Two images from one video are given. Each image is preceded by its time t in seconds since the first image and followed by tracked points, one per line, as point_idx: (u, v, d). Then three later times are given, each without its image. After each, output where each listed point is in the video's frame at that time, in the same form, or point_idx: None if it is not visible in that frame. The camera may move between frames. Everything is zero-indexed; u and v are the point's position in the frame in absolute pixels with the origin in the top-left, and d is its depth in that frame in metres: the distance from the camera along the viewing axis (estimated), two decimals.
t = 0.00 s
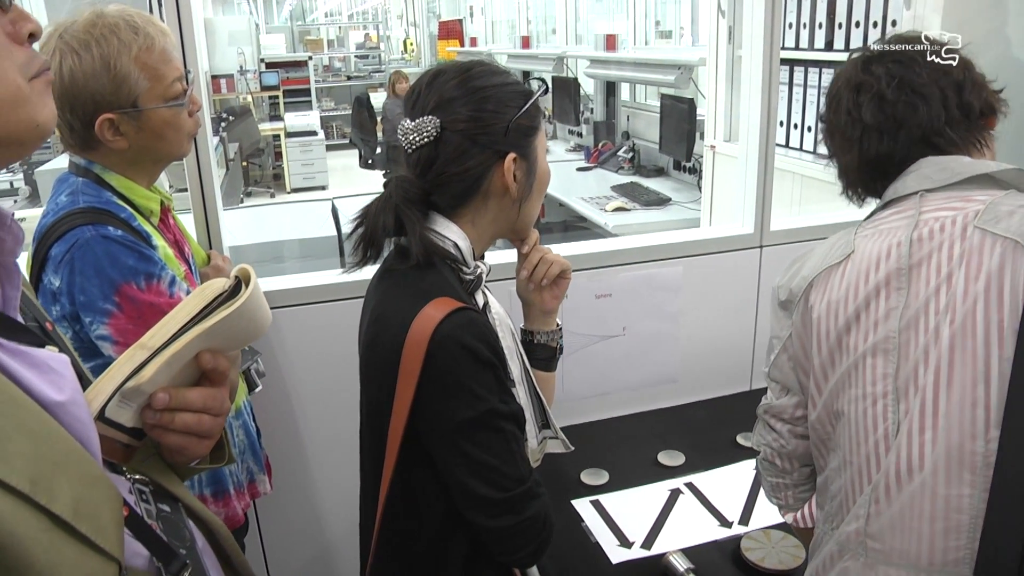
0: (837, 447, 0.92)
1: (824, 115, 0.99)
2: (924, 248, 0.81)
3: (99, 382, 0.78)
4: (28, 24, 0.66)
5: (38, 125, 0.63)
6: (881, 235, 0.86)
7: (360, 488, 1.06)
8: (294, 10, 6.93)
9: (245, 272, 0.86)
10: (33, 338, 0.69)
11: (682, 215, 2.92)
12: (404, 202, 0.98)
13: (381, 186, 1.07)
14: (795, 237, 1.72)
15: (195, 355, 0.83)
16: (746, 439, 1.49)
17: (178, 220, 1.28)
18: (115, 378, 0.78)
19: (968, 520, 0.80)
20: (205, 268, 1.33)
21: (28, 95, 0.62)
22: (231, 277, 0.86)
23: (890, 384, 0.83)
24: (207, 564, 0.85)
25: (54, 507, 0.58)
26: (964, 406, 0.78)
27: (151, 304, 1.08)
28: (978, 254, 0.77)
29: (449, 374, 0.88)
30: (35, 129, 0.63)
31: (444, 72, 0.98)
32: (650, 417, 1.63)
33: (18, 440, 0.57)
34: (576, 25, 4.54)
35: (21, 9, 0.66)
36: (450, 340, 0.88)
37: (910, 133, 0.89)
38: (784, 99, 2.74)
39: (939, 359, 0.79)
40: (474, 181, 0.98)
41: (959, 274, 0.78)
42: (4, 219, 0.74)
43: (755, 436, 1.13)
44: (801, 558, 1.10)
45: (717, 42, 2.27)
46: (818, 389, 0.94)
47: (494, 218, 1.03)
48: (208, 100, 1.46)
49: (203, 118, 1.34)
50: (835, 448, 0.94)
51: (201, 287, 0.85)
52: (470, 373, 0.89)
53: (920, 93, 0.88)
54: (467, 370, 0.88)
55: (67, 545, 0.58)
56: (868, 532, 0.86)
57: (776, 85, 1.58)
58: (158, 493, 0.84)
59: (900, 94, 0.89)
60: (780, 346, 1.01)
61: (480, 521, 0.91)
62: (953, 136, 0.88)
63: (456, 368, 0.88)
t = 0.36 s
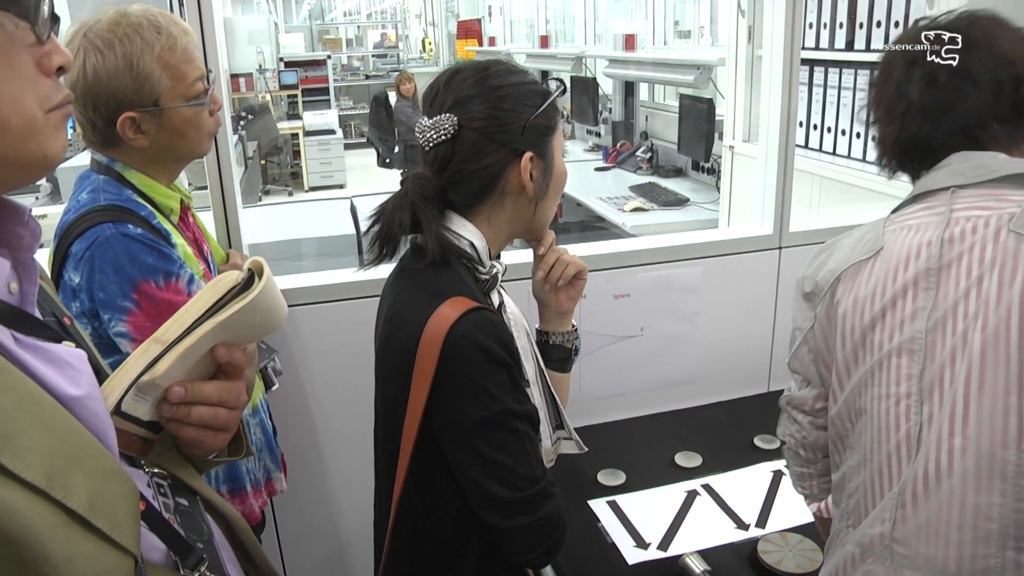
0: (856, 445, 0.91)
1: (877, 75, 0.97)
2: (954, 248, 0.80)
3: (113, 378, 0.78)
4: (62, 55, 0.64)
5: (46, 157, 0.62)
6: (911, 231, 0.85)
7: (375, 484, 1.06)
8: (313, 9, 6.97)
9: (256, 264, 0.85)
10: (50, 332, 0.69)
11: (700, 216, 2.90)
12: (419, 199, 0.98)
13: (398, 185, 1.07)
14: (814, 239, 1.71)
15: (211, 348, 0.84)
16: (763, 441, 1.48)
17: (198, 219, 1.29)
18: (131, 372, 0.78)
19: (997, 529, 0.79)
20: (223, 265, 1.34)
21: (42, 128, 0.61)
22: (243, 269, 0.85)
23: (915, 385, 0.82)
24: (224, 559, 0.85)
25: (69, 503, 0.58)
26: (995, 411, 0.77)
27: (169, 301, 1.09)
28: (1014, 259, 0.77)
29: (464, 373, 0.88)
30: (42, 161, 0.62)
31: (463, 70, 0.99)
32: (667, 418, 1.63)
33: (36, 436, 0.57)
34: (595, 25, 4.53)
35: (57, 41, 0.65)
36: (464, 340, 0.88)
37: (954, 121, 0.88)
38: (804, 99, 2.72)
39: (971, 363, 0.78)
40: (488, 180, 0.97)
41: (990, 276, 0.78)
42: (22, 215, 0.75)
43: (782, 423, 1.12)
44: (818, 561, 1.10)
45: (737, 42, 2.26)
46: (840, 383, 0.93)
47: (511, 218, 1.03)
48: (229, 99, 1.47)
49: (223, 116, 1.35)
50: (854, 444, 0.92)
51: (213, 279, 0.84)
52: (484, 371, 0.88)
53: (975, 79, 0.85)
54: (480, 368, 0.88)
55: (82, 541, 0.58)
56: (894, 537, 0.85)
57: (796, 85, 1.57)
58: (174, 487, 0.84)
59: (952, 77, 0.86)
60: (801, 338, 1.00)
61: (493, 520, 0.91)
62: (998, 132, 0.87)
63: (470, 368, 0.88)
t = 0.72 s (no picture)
0: (880, 449, 0.90)
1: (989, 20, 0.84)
2: (1002, 264, 0.77)
3: (141, 373, 0.79)
4: (84, 36, 0.64)
5: (79, 137, 0.62)
6: (961, 237, 0.81)
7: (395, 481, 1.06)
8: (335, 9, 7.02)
9: (287, 265, 0.86)
10: (81, 329, 0.69)
11: (722, 217, 2.89)
12: (440, 198, 0.98)
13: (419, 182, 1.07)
14: (837, 241, 1.69)
15: (238, 349, 0.85)
16: (783, 445, 1.48)
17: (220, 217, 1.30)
18: (158, 367, 0.79)
19: None
20: (245, 264, 1.35)
21: (72, 107, 0.61)
22: (274, 270, 0.86)
23: (948, 404, 0.80)
24: (247, 553, 0.86)
25: (95, 496, 0.58)
26: None
27: (189, 299, 1.09)
28: None
29: (485, 375, 0.88)
30: (76, 141, 0.62)
31: (487, 70, 0.99)
32: (687, 421, 1.63)
33: (64, 428, 0.58)
34: (616, 25, 4.51)
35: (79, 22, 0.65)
36: (482, 341, 0.88)
37: None
38: (828, 100, 2.70)
39: (1012, 393, 0.75)
40: (511, 180, 0.97)
41: None
42: (53, 209, 0.76)
43: (823, 416, 1.09)
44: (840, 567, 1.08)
45: (760, 43, 2.25)
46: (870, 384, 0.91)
47: (532, 217, 1.03)
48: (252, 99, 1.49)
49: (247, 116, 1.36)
50: (877, 447, 0.91)
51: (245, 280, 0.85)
52: (505, 373, 0.88)
53: None
54: (499, 369, 0.88)
55: (107, 533, 0.59)
56: (919, 555, 0.84)
57: (820, 87, 1.56)
58: (200, 483, 0.85)
59: None
60: (837, 331, 0.98)
61: (509, 521, 0.91)
62: None
63: (490, 369, 0.88)
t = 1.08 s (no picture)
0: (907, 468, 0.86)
1: None
2: None
3: (156, 373, 0.79)
4: (101, 42, 0.65)
5: (94, 143, 0.62)
6: (1005, 250, 0.77)
7: (410, 483, 1.07)
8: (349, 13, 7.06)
9: (300, 267, 0.86)
10: (96, 331, 0.70)
11: (735, 222, 2.88)
12: (460, 200, 0.98)
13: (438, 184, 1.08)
14: (851, 246, 1.69)
15: (251, 350, 0.85)
16: (796, 451, 1.47)
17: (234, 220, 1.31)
18: (171, 370, 0.78)
19: None
20: (259, 267, 1.36)
21: (88, 114, 0.61)
22: (287, 273, 0.86)
23: (983, 429, 0.76)
24: (258, 554, 0.87)
25: (110, 496, 0.59)
26: None
27: (203, 302, 1.09)
28: None
29: (502, 379, 0.88)
30: (91, 147, 0.62)
31: (511, 74, 0.99)
32: (700, 426, 1.63)
33: (80, 429, 0.58)
34: (630, 29, 4.51)
35: (96, 28, 0.66)
36: (500, 346, 0.88)
37: None
38: (843, 105, 2.69)
39: None
40: (531, 184, 0.97)
41: None
42: (68, 212, 0.76)
43: (856, 421, 1.04)
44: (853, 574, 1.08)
45: (775, 47, 2.25)
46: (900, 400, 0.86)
47: (551, 223, 1.03)
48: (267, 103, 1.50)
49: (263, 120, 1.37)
50: (907, 464, 0.86)
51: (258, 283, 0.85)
52: (522, 378, 0.88)
53: None
54: (516, 374, 0.88)
55: (120, 532, 0.59)
56: None
57: (835, 91, 1.56)
58: (213, 484, 0.85)
59: None
60: (870, 338, 0.94)
61: (524, 526, 0.90)
62: None
63: (506, 373, 0.88)
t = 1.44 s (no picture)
0: (927, 485, 0.83)
1: None
2: None
3: (165, 378, 0.80)
4: (115, 54, 0.66)
5: (106, 154, 0.63)
6: None
7: (422, 489, 1.07)
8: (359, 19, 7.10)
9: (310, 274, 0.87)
10: (106, 335, 0.70)
11: (743, 229, 2.88)
12: (480, 206, 0.99)
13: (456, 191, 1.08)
14: (860, 254, 1.68)
15: (261, 355, 0.85)
16: (805, 459, 1.47)
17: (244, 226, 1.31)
18: (182, 375, 0.79)
19: None
20: (269, 273, 1.37)
21: (100, 127, 0.62)
22: (296, 279, 0.87)
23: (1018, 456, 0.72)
24: (267, 559, 0.87)
25: (121, 501, 0.59)
26: None
27: (213, 308, 1.10)
28: None
29: (516, 386, 0.88)
30: (102, 158, 0.63)
31: (531, 83, 0.99)
32: (707, 434, 1.63)
33: (91, 435, 0.58)
34: (638, 36, 4.51)
35: (110, 39, 0.66)
36: (515, 352, 0.88)
37: None
38: (851, 112, 2.68)
39: None
40: (550, 192, 0.98)
41: None
42: (80, 218, 0.77)
43: (873, 428, 1.01)
44: None
45: (783, 55, 2.25)
46: (926, 415, 0.82)
47: (567, 231, 1.03)
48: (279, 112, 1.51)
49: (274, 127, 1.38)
50: (928, 480, 0.83)
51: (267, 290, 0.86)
52: (536, 384, 0.88)
53: None
54: (530, 381, 0.88)
55: (132, 538, 0.59)
56: None
57: (844, 99, 1.56)
58: (221, 488, 0.85)
59: None
60: (894, 349, 0.90)
61: (536, 532, 0.90)
62: None
63: (520, 380, 0.88)
